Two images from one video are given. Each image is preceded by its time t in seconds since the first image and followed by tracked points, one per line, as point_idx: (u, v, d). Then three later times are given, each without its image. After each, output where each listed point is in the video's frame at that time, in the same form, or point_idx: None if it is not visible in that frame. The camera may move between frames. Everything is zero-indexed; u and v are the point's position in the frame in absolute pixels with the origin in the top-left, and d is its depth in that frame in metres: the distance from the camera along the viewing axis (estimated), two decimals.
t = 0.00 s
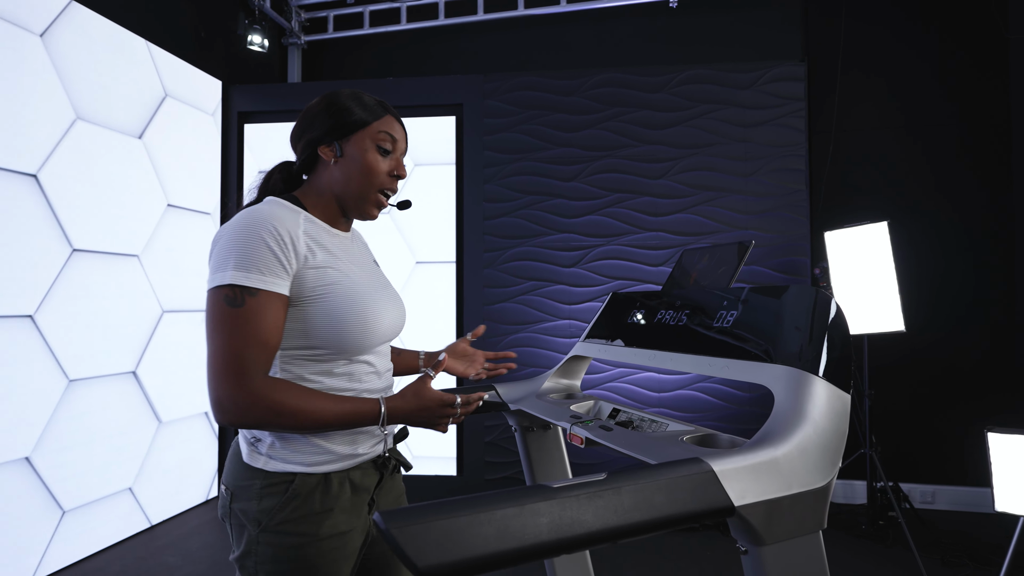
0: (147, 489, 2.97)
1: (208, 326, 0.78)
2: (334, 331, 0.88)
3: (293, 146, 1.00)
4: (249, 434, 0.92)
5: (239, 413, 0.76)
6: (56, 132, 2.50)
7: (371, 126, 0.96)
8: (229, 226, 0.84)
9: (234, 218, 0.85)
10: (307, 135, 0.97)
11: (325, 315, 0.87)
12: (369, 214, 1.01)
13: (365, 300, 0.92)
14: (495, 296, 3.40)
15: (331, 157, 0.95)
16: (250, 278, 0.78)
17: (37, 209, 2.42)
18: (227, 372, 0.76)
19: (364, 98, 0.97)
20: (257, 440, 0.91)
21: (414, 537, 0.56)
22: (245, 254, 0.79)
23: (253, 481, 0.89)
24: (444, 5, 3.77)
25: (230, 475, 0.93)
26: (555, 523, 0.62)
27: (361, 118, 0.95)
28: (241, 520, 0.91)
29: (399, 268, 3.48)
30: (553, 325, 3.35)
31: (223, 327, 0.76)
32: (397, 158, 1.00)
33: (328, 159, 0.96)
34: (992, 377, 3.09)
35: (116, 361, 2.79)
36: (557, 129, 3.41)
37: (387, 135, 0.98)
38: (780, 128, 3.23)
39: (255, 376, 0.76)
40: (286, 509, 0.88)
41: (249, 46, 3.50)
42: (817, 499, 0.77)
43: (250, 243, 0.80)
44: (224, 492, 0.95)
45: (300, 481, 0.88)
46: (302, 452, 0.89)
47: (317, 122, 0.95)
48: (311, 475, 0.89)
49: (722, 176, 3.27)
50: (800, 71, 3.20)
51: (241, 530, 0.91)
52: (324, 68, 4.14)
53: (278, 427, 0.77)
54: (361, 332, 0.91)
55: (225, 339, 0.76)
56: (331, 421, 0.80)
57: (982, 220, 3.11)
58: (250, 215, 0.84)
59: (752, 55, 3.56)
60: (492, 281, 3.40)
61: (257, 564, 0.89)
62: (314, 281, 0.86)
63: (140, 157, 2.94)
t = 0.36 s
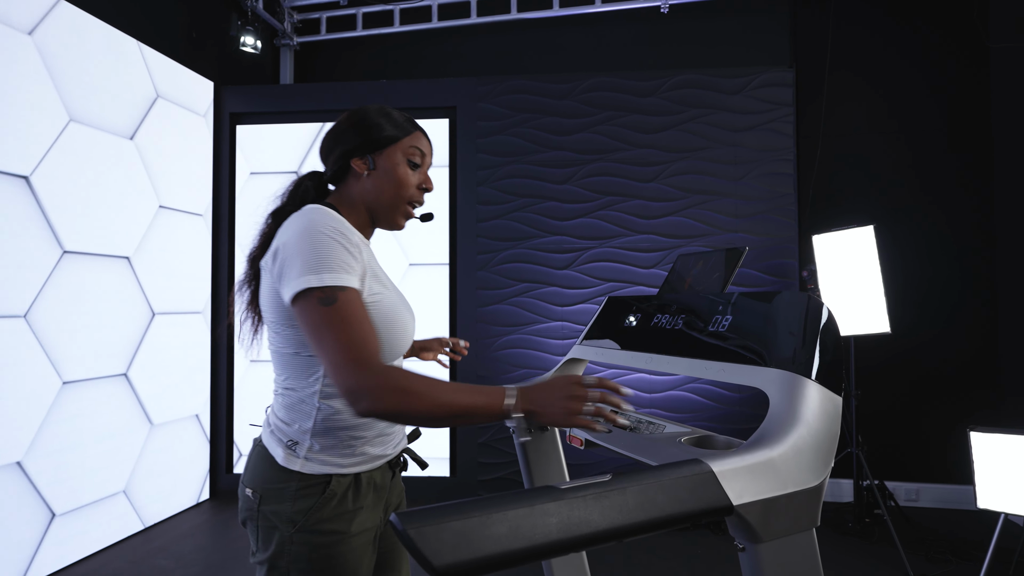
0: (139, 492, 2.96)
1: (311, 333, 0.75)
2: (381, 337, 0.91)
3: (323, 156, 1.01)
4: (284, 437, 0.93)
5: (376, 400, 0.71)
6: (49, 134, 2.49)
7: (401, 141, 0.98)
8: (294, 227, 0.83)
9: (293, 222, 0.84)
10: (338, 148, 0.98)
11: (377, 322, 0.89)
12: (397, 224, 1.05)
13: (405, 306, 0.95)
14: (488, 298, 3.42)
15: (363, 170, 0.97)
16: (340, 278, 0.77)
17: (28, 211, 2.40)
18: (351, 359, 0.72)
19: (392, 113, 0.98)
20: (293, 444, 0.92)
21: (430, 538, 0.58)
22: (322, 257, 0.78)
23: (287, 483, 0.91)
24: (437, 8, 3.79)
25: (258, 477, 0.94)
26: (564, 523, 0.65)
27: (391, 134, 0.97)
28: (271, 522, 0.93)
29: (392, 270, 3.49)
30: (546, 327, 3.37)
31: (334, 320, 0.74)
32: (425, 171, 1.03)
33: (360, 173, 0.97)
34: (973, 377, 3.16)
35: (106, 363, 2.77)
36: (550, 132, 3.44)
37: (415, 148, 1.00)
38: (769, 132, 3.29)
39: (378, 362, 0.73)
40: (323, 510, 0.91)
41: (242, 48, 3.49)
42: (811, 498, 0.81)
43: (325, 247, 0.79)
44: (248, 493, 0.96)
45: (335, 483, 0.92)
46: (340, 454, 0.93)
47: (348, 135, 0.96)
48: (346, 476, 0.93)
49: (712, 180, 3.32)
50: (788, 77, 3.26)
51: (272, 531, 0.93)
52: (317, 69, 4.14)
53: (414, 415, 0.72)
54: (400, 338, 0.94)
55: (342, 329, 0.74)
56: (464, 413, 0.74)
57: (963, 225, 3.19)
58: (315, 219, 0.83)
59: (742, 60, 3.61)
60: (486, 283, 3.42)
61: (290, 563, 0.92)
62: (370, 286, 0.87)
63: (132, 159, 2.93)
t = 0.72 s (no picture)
0: (130, 496, 2.94)
1: (426, 314, 0.80)
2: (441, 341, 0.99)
3: (375, 176, 1.10)
4: (339, 434, 1.00)
5: (495, 382, 0.77)
6: (39, 136, 2.47)
7: (444, 156, 1.05)
8: (372, 233, 0.91)
9: (367, 229, 0.92)
10: (389, 165, 1.07)
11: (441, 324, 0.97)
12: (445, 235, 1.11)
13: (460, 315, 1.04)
14: (481, 300, 3.44)
15: (409, 184, 1.05)
16: (426, 278, 0.83)
17: (17, 215, 2.38)
18: (473, 341, 0.79)
19: (437, 132, 1.07)
20: (347, 440, 0.98)
21: (444, 545, 0.60)
22: (406, 259, 0.85)
23: (337, 477, 0.98)
24: (430, 12, 3.80)
25: (309, 471, 1.01)
26: (570, 530, 0.67)
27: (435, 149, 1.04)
28: (318, 513, 0.99)
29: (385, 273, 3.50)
30: (538, 329, 3.40)
31: (453, 309, 0.82)
32: (467, 184, 1.09)
33: (407, 185, 1.05)
34: (955, 377, 3.24)
35: (97, 367, 2.75)
36: (542, 136, 3.47)
37: (457, 163, 1.07)
38: (758, 137, 3.34)
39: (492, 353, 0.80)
40: (368, 504, 0.98)
41: (234, 50, 3.48)
42: (803, 502, 0.84)
43: (408, 251, 0.86)
44: (299, 485, 1.02)
45: (382, 480, 0.99)
46: (391, 452, 0.99)
47: (396, 154, 1.04)
48: (392, 474, 1.00)
49: (702, 184, 3.37)
50: (777, 84, 3.31)
51: (318, 522, 0.99)
52: (308, 72, 4.13)
53: (511, 411, 0.77)
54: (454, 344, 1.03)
55: (461, 318, 0.81)
56: (557, 421, 0.78)
57: (946, 230, 3.27)
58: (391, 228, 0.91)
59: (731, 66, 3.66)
60: (478, 286, 3.44)
61: (335, 553, 0.98)
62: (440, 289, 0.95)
63: (123, 161, 2.91)
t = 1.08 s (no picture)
0: (120, 498, 2.93)
1: (444, 301, 0.87)
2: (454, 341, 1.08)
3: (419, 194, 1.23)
4: (354, 422, 1.10)
5: (507, 362, 0.82)
6: (28, 136, 2.46)
7: (454, 164, 1.11)
8: (396, 233, 1.01)
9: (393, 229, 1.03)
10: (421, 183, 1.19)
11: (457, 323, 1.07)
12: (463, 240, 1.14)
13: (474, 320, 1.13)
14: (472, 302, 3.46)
15: (429, 195, 1.15)
16: (441, 269, 0.91)
17: (5, 217, 2.36)
18: (488, 326, 0.85)
19: (455, 144, 1.14)
20: (361, 429, 1.09)
21: (440, 546, 0.62)
22: (425, 254, 0.94)
23: (349, 464, 1.08)
24: (422, 14, 3.81)
25: (326, 457, 1.12)
26: (562, 529, 0.69)
27: (448, 160, 1.12)
28: (332, 498, 1.09)
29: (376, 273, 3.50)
30: (530, 330, 3.42)
31: (469, 300, 0.89)
32: (478, 188, 1.11)
33: (427, 196, 1.15)
34: (938, 377, 3.30)
35: (87, 369, 2.74)
36: (534, 138, 3.49)
37: (469, 170, 1.11)
38: (747, 140, 3.38)
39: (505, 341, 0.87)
40: (376, 492, 1.07)
41: (225, 51, 3.47)
42: (788, 502, 0.86)
43: (427, 248, 0.96)
44: (316, 472, 1.13)
45: (390, 470, 1.08)
46: (400, 444, 1.08)
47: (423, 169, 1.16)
48: (399, 465, 1.09)
49: (691, 186, 3.40)
50: (765, 88, 3.36)
51: (331, 507, 1.09)
52: (300, 72, 4.12)
53: (519, 393, 0.81)
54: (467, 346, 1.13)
55: (476, 308, 0.88)
56: (563, 410, 0.82)
57: (930, 232, 3.33)
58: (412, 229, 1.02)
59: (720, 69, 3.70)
60: (470, 287, 3.46)
61: (343, 537, 1.07)
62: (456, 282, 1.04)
63: (113, 162, 2.90)
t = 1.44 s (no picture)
0: (115, 497, 2.93)
1: (434, 311, 0.89)
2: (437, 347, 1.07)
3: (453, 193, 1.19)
4: (343, 413, 1.17)
5: (494, 373, 0.85)
6: (20, 135, 2.45)
7: (486, 187, 1.06)
8: (395, 236, 1.04)
9: (401, 234, 1.04)
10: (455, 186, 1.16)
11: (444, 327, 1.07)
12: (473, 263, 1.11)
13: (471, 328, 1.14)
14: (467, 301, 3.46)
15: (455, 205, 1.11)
16: (434, 279, 0.93)
17: None
18: (476, 336, 0.88)
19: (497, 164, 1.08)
20: (347, 419, 1.15)
21: (423, 544, 0.63)
22: (417, 264, 0.95)
23: (332, 451, 1.14)
24: (416, 13, 3.81)
25: (317, 443, 1.19)
26: (545, 528, 0.70)
27: (482, 179, 1.06)
28: (317, 484, 1.15)
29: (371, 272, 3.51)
30: (524, 329, 3.43)
31: (460, 309, 0.91)
32: (503, 219, 1.07)
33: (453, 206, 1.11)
34: (929, 375, 3.33)
35: (82, 368, 2.75)
36: (528, 137, 3.49)
37: (499, 197, 1.06)
38: (741, 140, 3.39)
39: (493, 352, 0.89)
40: (352, 481, 1.10)
41: (219, 49, 3.46)
42: (770, 499, 0.88)
43: (421, 257, 0.97)
44: (310, 458, 1.20)
45: (367, 462, 1.11)
46: (378, 440, 1.11)
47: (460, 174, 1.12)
48: (377, 459, 1.11)
49: (685, 186, 3.42)
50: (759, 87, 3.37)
51: (316, 491, 1.15)
52: (295, 71, 4.11)
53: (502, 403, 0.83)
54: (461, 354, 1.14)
55: (466, 318, 0.90)
56: (545, 420, 0.83)
57: (922, 231, 3.35)
58: (413, 238, 1.03)
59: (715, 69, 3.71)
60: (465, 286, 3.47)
61: (320, 522, 1.11)
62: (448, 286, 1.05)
63: (106, 162, 2.90)
